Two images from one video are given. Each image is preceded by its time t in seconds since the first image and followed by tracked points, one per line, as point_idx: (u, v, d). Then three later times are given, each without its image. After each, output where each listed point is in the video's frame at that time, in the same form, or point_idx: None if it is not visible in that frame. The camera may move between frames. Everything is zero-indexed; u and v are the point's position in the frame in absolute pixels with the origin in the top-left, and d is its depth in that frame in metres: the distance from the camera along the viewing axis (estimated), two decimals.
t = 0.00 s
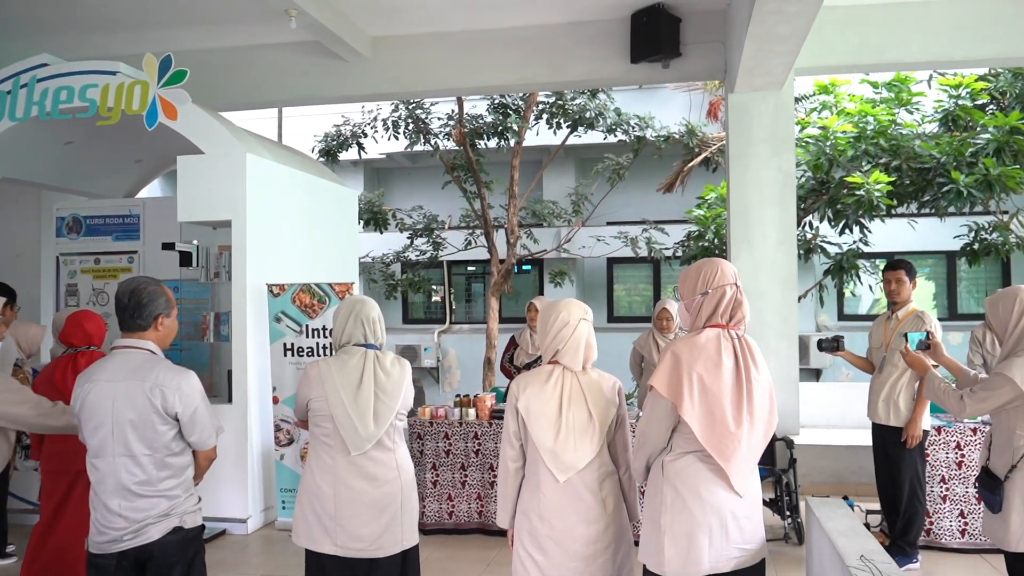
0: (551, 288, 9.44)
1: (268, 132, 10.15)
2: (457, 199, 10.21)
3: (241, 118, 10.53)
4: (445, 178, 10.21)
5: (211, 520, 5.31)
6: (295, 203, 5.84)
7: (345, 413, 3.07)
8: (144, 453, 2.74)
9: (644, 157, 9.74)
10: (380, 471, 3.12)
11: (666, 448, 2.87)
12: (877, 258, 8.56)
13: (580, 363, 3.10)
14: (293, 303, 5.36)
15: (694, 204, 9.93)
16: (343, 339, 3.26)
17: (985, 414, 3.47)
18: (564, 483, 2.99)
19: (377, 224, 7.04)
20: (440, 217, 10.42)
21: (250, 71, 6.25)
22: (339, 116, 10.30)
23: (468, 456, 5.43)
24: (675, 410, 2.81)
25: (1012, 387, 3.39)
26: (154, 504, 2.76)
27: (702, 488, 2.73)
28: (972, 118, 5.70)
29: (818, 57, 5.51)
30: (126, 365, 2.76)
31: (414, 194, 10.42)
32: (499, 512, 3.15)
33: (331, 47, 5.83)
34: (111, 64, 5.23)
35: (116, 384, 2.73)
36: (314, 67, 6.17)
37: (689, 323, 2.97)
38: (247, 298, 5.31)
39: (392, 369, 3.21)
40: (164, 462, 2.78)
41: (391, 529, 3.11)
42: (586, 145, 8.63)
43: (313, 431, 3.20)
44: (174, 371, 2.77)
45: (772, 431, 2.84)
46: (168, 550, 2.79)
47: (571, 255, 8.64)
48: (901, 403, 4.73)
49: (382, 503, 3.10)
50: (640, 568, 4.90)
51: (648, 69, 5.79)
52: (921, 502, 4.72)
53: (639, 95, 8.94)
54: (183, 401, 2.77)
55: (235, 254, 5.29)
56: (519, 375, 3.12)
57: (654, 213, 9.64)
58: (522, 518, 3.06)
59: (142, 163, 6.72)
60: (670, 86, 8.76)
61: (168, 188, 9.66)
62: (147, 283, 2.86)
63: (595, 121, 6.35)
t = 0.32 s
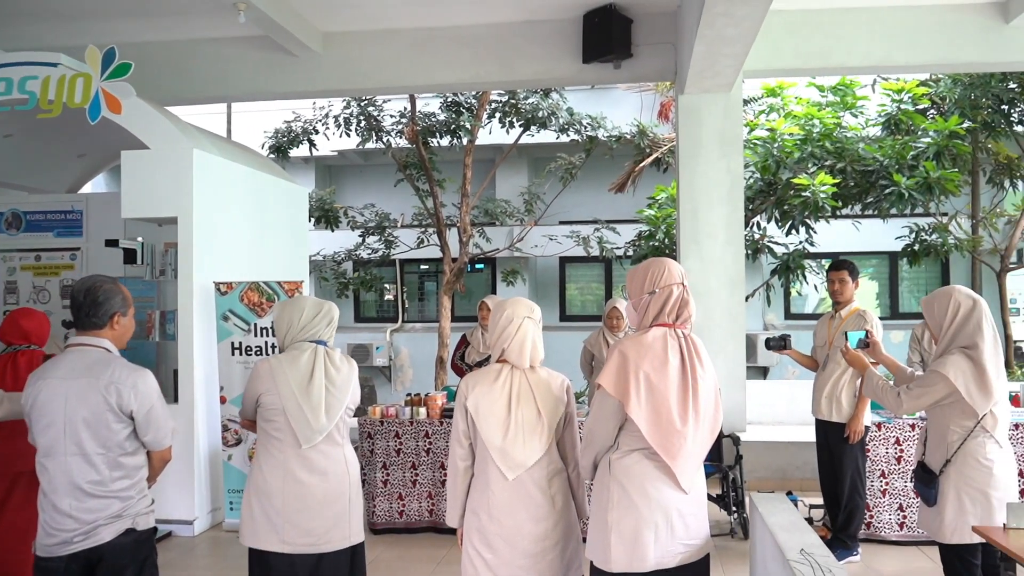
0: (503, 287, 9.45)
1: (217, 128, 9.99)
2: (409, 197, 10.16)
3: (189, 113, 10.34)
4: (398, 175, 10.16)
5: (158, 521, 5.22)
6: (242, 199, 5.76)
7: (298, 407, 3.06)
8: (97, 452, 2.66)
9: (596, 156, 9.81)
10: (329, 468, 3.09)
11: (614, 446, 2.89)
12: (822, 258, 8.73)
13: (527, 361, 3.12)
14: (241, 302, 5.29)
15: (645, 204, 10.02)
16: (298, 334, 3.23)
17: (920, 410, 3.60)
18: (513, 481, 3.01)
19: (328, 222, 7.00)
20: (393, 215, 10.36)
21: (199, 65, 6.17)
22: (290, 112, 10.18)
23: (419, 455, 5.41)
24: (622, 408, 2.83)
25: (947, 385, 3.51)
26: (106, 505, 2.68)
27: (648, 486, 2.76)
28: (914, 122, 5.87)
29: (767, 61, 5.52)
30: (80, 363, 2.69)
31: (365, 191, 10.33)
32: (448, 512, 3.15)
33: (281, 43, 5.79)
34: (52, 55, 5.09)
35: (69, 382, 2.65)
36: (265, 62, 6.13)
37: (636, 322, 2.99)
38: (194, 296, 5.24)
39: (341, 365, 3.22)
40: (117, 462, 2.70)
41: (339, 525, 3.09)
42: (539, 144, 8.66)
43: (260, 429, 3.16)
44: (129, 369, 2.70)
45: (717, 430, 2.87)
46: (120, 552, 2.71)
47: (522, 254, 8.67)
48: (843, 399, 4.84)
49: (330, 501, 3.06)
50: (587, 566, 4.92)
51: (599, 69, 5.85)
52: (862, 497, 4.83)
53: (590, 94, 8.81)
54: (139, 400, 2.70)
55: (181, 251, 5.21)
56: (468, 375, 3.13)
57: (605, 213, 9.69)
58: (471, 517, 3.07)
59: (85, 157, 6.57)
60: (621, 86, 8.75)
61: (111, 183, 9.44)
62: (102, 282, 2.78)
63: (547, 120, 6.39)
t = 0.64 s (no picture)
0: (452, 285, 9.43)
1: (161, 123, 9.78)
2: (359, 195, 10.09)
3: (131, 107, 10.11)
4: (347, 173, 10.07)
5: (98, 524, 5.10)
6: (186, 196, 5.66)
7: (240, 399, 3.06)
8: (64, 448, 2.58)
9: (546, 156, 9.85)
10: (269, 456, 3.11)
11: (559, 445, 2.90)
12: (766, 258, 8.90)
13: (470, 358, 3.13)
14: (185, 300, 5.21)
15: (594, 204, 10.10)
16: (238, 328, 3.20)
17: (854, 407, 3.72)
18: (456, 479, 3.01)
19: (276, 219, 6.92)
20: (342, 213, 10.26)
21: (142, 58, 6.05)
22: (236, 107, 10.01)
23: (366, 454, 5.39)
24: (567, 407, 2.85)
25: (880, 382, 3.62)
26: (66, 503, 2.60)
27: (591, 484, 2.78)
28: (854, 126, 6.01)
29: (711, 64, 5.61)
30: (53, 357, 2.62)
31: (314, 188, 10.22)
32: (393, 511, 3.14)
33: (227, 37, 5.70)
34: None
35: (43, 375, 2.58)
36: (212, 56, 6.04)
37: (581, 320, 3.03)
38: (135, 295, 5.12)
39: (281, 356, 3.21)
40: (82, 460, 2.62)
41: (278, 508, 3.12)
42: (488, 143, 8.67)
43: (201, 421, 3.14)
44: (107, 366, 2.67)
45: (661, 427, 2.90)
46: (74, 553, 2.62)
47: (472, 253, 8.69)
48: (785, 397, 4.90)
49: (269, 486, 3.09)
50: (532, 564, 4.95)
51: (549, 69, 5.89)
52: (801, 491, 4.93)
53: (540, 95, 8.90)
54: (115, 397, 2.66)
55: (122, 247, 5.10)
56: (412, 374, 3.13)
57: (555, 212, 9.74)
58: (415, 516, 3.07)
59: (20, 151, 6.40)
60: (570, 86, 8.78)
61: (49, 177, 9.17)
62: (79, 283, 2.74)
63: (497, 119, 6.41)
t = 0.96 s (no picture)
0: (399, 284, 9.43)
1: (100, 117, 9.55)
2: (305, 193, 9.99)
3: (68, 100, 9.84)
4: (293, 170, 9.97)
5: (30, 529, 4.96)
6: (125, 192, 5.54)
7: (174, 394, 3.13)
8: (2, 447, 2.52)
9: (493, 155, 9.89)
10: (204, 450, 3.18)
11: (501, 444, 2.91)
12: (708, 258, 9.06)
13: (404, 358, 3.14)
14: (123, 299, 5.09)
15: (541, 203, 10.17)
16: (178, 327, 3.26)
17: (790, 404, 3.81)
18: (392, 479, 3.02)
19: (219, 217, 6.81)
20: (287, 210, 10.16)
21: (81, 49, 5.90)
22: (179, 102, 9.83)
23: (310, 455, 5.34)
24: (508, 406, 2.86)
25: (813, 379, 3.71)
26: (6, 503, 2.54)
27: (533, 482, 2.80)
28: (793, 129, 6.13)
29: (655, 65, 5.68)
30: None
31: (258, 185, 10.10)
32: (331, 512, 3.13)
33: (169, 29, 5.59)
34: None
35: None
36: (153, 49, 5.92)
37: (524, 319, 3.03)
38: (70, 293, 4.99)
39: (220, 353, 3.27)
40: (21, 458, 2.57)
41: (212, 501, 3.17)
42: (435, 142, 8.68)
43: (144, 414, 3.24)
44: (44, 360, 2.61)
45: (602, 425, 2.94)
46: (12, 554, 2.56)
47: (419, 251, 8.69)
48: (723, 393, 5.01)
49: (203, 479, 3.15)
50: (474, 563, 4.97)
51: (496, 69, 5.90)
52: (739, 487, 5.03)
53: (486, 94, 8.89)
54: (52, 392, 2.61)
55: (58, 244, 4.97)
56: (349, 374, 3.14)
57: (502, 211, 9.78)
58: (354, 516, 3.06)
59: None
60: (517, 86, 8.81)
61: None
62: (23, 272, 2.69)
63: (444, 118, 6.41)
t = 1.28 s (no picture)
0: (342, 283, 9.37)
1: (30, 109, 9.27)
2: (246, 189, 9.85)
3: None
4: (233, 167, 9.83)
5: None
6: (57, 188, 5.40)
7: (129, 391, 3.43)
8: None
9: (437, 153, 9.87)
10: (158, 442, 3.47)
11: (439, 442, 2.90)
12: (649, 257, 9.19)
13: (338, 355, 3.09)
14: (53, 297, 4.95)
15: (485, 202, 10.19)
16: (132, 326, 3.58)
17: (724, 401, 3.88)
18: (320, 477, 2.98)
19: (156, 213, 6.68)
20: (228, 207, 10.00)
21: (9, 40, 5.71)
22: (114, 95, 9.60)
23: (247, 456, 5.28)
24: (445, 404, 2.86)
25: (745, 377, 3.79)
26: None
27: (471, 481, 2.79)
28: (732, 131, 6.27)
29: (597, 66, 5.74)
30: None
31: (197, 181, 9.92)
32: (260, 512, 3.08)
33: (104, 21, 5.46)
34: None
35: None
36: (87, 41, 5.77)
37: (463, 319, 3.04)
38: None
39: (173, 353, 3.59)
40: None
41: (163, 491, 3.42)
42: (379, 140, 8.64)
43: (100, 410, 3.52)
44: None
45: (541, 422, 2.96)
46: None
47: (362, 249, 8.66)
48: (660, 392, 5.10)
49: (157, 469, 3.41)
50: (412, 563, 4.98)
51: (439, 67, 5.90)
52: (676, 483, 5.15)
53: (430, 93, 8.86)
54: None
55: None
56: (282, 372, 3.10)
57: (447, 210, 9.78)
58: (283, 515, 3.02)
59: None
60: (462, 85, 8.80)
61: None
62: None
63: (388, 116, 6.39)
